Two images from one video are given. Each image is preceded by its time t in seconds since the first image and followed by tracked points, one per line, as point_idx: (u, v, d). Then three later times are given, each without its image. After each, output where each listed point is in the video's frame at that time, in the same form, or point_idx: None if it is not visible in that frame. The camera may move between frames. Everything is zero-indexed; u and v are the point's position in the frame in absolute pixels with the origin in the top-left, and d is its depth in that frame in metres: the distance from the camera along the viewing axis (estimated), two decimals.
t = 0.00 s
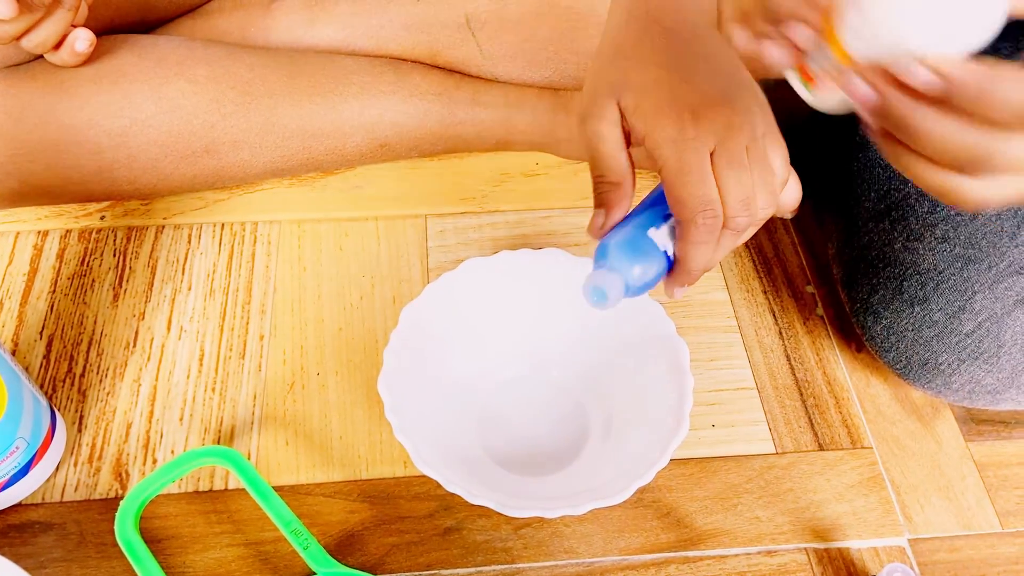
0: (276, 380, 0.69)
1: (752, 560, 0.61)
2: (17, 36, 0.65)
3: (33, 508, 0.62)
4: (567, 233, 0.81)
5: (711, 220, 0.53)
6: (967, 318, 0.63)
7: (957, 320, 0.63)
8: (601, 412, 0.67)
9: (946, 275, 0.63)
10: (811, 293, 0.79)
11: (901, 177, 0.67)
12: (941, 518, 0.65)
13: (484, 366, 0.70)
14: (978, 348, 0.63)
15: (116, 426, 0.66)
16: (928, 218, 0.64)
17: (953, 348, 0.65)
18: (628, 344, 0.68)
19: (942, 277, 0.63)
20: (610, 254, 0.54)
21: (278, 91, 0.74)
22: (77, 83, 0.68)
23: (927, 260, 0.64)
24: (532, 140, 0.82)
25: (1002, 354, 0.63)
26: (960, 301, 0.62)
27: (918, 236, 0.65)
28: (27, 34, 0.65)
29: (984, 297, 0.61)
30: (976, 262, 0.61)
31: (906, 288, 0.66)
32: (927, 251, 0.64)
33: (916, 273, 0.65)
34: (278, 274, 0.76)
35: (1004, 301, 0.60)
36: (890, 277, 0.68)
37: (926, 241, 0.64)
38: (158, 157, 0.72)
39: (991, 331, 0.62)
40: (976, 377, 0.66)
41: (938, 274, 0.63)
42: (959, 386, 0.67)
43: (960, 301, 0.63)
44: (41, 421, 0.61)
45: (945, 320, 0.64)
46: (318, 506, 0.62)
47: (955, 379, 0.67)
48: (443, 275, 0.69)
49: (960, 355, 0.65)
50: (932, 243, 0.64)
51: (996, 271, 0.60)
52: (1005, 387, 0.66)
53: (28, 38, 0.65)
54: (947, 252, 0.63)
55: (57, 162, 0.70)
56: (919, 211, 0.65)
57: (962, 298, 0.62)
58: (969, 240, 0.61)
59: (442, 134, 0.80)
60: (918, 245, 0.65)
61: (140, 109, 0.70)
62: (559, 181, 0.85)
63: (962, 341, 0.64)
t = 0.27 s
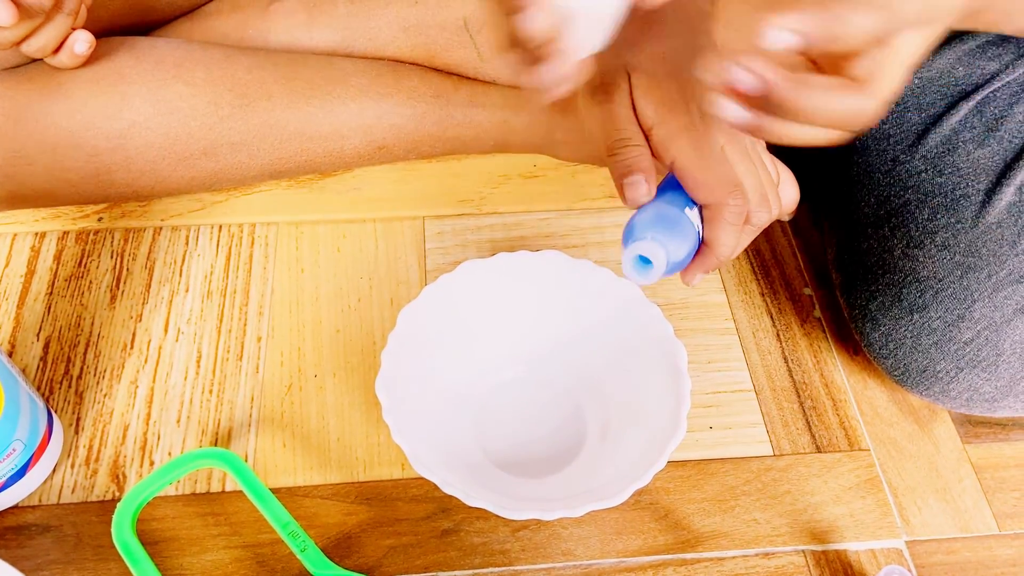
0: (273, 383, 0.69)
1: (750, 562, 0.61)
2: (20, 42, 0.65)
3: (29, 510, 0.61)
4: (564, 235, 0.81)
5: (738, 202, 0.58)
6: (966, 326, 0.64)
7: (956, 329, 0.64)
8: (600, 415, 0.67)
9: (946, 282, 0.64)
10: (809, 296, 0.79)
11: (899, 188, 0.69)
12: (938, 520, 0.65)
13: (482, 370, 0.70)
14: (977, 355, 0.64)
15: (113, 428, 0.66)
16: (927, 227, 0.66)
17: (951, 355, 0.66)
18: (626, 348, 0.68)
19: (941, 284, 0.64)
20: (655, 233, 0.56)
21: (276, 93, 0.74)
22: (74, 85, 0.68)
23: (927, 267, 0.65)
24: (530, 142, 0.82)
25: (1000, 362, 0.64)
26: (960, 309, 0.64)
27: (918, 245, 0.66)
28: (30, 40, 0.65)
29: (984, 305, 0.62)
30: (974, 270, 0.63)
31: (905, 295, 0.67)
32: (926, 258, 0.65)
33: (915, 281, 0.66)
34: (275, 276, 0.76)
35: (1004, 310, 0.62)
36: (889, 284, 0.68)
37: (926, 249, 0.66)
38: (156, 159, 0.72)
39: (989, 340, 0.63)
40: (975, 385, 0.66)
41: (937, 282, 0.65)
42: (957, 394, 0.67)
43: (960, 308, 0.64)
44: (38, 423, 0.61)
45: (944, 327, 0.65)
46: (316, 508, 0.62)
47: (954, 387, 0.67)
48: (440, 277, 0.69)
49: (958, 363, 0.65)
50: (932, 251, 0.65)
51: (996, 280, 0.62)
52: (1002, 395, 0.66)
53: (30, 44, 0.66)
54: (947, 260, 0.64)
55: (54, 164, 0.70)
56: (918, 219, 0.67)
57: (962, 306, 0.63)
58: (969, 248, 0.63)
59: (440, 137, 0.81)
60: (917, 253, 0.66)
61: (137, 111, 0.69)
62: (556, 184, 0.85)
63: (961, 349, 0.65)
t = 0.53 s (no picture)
0: (271, 384, 0.69)
1: (748, 564, 0.61)
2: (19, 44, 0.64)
3: (27, 511, 0.61)
4: (562, 237, 0.81)
5: (729, 219, 0.52)
6: (964, 323, 0.64)
7: (955, 326, 0.64)
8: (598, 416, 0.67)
9: (944, 280, 0.64)
10: (808, 297, 0.79)
11: (899, 184, 0.69)
12: (936, 521, 0.65)
13: (481, 370, 0.70)
14: (975, 353, 0.64)
15: (111, 430, 0.66)
16: (927, 224, 0.66)
17: (950, 352, 0.66)
18: (624, 349, 0.68)
19: (939, 283, 0.64)
20: (628, 289, 0.53)
21: (274, 95, 0.74)
22: (72, 86, 0.68)
23: (926, 265, 0.65)
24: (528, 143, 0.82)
25: (999, 360, 0.64)
26: (959, 306, 0.64)
27: (917, 242, 0.66)
28: (29, 42, 0.64)
29: (983, 302, 0.62)
30: (973, 268, 0.63)
31: (903, 292, 0.67)
32: (925, 255, 0.65)
33: (914, 278, 0.66)
34: (274, 277, 0.76)
35: (1003, 307, 0.62)
36: (887, 281, 0.68)
37: (925, 246, 0.65)
38: (154, 161, 0.72)
39: (988, 337, 0.63)
40: (973, 382, 0.66)
41: (936, 279, 0.65)
42: (956, 391, 0.68)
43: (959, 306, 0.64)
44: (36, 424, 0.61)
45: (943, 324, 0.65)
46: (314, 510, 0.62)
47: (953, 384, 0.67)
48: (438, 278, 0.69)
49: (957, 360, 0.66)
50: (931, 248, 0.65)
51: (995, 277, 0.62)
52: (1000, 393, 0.66)
53: (29, 46, 0.65)
54: (946, 258, 0.64)
55: (52, 165, 0.70)
56: (917, 216, 0.66)
57: (961, 304, 0.63)
58: (968, 245, 0.63)
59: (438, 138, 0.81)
60: (917, 250, 0.66)
61: (135, 112, 0.69)
62: (555, 185, 0.85)
63: (960, 346, 0.65)
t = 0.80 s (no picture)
0: (270, 386, 0.69)
1: (747, 565, 0.61)
2: (23, 47, 0.64)
3: (25, 513, 0.61)
4: (561, 238, 0.81)
5: (752, 193, 0.48)
6: (961, 325, 0.64)
7: (952, 327, 0.65)
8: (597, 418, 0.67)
9: (941, 281, 0.65)
10: (806, 299, 0.79)
11: (896, 187, 0.69)
12: (935, 523, 0.65)
13: (478, 372, 0.70)
14: (971, 355, 0.65)
15: (109, 431, 0.66)
16: (924, 226, 0.66)
17: (946, 354, 0.66)
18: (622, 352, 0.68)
19: (936, 284, 0.65)
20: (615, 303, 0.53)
21: (274, 97, 0.74)
22: (71, 88, 0.68)
23: (923, 267, 0.66)
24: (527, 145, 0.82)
25: (994, 362, 0.65)
26: (956, 308, 0.64)
27: (914, 244, 0.67)
28: (32, 44, 0.64)
29: (980, 304, 0.63)
30: (970, 270, 0.64)
31: (901, 294, 0.67)
32: (922, 257, 0.66)
33: (911, 280, 0.66)
34: (273, 278, 0.76)
35: (999, 309, 0.63)
36: (885, 283, 0.68)
37: (923, 248, 0.66)
38: (154, 162, 0.72)
39: (984, 339, 0.64)
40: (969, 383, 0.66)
41: (933, 281, 0.65)
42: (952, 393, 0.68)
43: (956, 308, 0.64)
44: (35, 426, 0.61)
45: (939, 326, 0.65)
46: (312, 512, 0.62)
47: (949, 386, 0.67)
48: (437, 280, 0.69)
49: (953, 362, 0.66)
50: (928, 250, 0.66)
51: (991, 279, 0.63)
52: (995, 395, 0.67)
53: (33, 47, 0.64)
54: (943, 260, 0.65)
55: (51, 167, 0.70)
56: (915, 218, 0.67)
57: (958, 305, 0.64)
58: (965, 247, 0.64)
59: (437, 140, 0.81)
60: (913, 252, 0.67)
61: (134, 113, 0.69)
62: (554, 187, 0.85)
63: (957, 347, 0.65)
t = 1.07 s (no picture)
0: (269, 388, 0.69)
1: (747, 567, 0.61)
2: (27, 60, 0.64)
3: (24, 515, 0.61)
4: (561, 240, 0.81)
5: (730, 175, 0.46)
6: (959, 331, 0.64)
7: (950, 334, 0.65)
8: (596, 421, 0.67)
9: (939, 288, 0.65)
10: (806, 301, 0.79)
11: (894, 192, 0.70)
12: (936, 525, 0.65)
13: (477, 375, 0.70)
14: (969, 362, 0.65)
15: (108, 433, 0.66)
16: (922, 232, 0.67)
17: (944, 361, 0.66)
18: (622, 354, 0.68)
19: (934, 290, 0.65)
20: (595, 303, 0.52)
21: (273, 99, 0.74)
22: (70, 91, 0.68)
23: (921, 273, 0.66)
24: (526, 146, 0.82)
25: (993, 368, 0.65)
26: (953, 315, 0.64)
27: (912, 250, 0.67)
28: (36, 57, 0.64)
29: (977, 311, 0.63)
30: (967, 276, 0.64)
31: (899, 300, 0.67)
32: (919, 264, 0.66)
33: (909, 285, 0.66)
34: (272, 280, 0.76)
35: (997, 316, 0.63)
36: (883, 289, 0.68)
37: (921, 254, 0.66)
38: (153, 164, 0.72)
39: (982, 346, 0.64)
40: (967, 391, 0.66)
41: (930, 287, 0.65)
42: (950, 400, 0.68)
43: (953, 314, 0.64)
44: (33, 427, 0.60)
45: (937, 332, 0.65)
46: (312, 514, 0.62)
47: (947, 394, 0.67)
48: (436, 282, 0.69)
49: (951, 369, 0.66)
50: (926, 257, 0.66)
51: (989, 285, 0.63)
52: (995, 401, 0.67)
53: (37, 61, 0.65)
54: (941, 266, 0.65)
55: (50, 170, 0.69)
56: (913, 223, 0.67)
57: (955, 312, 0.64)
58: (962, 253, 0.64)
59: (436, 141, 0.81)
60: (910, 258, 0.67)
61: (134, 116, 0.69)
62: (553, 188, 0.85)
63: (954, 354, 0.65)
